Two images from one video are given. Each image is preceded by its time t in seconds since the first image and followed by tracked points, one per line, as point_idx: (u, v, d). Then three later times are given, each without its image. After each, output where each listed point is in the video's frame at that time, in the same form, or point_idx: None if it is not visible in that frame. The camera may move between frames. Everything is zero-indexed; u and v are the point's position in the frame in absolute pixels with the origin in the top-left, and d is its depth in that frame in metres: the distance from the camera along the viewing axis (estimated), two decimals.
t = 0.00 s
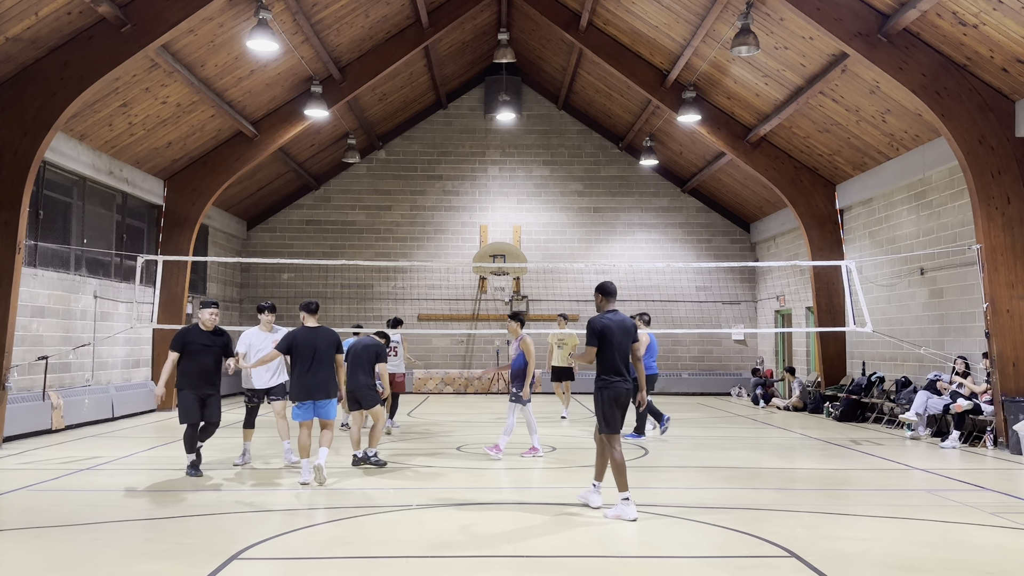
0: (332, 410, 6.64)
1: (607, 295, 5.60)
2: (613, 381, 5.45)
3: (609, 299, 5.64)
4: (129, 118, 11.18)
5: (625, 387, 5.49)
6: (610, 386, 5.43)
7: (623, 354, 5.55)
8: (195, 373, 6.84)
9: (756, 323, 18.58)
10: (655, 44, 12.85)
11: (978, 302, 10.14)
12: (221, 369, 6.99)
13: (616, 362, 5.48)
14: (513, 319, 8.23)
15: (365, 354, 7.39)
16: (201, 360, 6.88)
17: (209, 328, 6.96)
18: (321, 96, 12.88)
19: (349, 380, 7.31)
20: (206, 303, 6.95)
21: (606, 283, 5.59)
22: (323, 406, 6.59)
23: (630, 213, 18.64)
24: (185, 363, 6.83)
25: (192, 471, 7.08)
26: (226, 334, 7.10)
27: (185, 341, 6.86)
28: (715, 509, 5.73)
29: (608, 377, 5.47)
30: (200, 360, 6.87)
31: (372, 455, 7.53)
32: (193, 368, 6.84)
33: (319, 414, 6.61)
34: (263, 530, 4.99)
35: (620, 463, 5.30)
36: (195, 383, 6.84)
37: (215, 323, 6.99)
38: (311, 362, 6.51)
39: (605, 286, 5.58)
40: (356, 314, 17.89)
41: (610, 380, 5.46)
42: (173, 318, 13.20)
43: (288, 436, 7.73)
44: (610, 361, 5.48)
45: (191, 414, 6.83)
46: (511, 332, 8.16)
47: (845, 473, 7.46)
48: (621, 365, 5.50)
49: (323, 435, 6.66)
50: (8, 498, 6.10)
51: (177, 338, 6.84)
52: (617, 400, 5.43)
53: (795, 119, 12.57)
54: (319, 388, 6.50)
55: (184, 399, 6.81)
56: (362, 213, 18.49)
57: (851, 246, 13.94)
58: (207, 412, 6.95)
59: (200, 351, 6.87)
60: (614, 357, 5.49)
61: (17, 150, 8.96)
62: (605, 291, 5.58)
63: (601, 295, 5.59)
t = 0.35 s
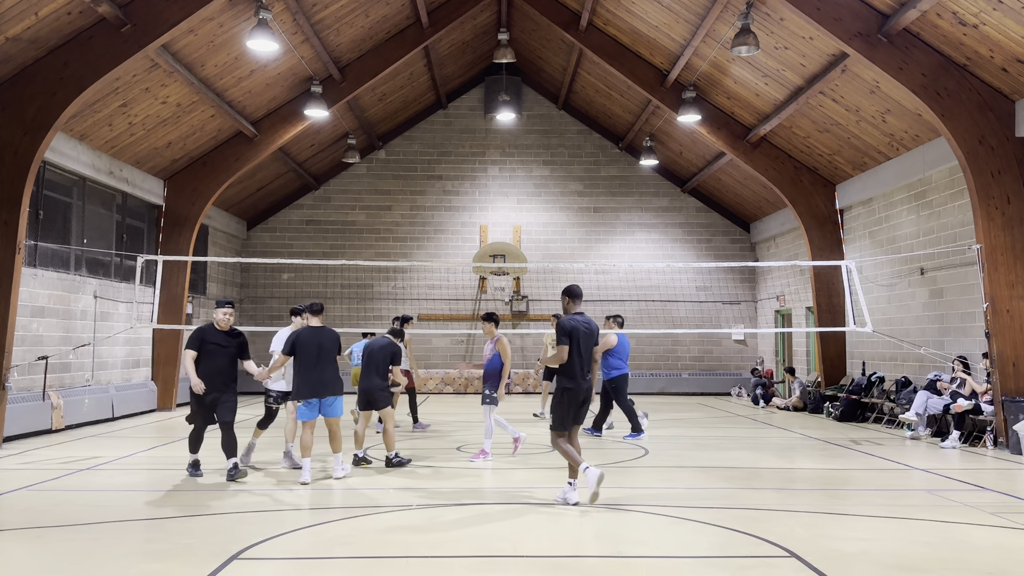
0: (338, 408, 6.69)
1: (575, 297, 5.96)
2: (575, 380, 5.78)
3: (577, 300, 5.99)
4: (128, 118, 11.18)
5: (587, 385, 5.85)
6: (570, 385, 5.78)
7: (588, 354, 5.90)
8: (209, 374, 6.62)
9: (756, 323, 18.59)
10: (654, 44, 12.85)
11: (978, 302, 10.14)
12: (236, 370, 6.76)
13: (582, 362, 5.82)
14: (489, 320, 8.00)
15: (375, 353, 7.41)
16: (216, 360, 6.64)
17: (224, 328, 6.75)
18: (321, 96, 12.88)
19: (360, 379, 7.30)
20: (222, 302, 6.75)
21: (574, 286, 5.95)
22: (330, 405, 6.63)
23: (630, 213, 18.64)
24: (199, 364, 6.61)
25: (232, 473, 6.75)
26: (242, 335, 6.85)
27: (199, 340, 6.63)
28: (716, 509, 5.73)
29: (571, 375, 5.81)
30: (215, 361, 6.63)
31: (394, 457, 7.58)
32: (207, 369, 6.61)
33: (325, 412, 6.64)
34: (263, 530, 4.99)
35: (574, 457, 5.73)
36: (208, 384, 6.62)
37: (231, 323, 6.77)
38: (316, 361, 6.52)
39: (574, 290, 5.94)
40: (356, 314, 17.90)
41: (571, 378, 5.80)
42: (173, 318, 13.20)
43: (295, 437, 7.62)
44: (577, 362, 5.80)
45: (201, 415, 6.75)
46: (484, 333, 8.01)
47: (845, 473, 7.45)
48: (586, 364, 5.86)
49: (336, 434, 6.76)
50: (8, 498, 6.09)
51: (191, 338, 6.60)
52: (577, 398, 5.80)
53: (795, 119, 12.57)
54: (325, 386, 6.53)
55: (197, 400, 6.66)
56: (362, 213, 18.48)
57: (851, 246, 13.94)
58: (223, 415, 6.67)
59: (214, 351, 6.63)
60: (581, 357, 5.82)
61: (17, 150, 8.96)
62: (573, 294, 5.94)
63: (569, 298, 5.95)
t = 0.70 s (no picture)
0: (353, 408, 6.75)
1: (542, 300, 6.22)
2: (537, 377, 6.01)
3: (541, 303, 6.25)
4: (128, 118, 11.18)
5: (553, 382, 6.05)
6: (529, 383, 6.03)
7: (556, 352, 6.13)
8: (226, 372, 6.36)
9: (756, 323, 18.60)
10: (654, 44, 12.85)
11: (978, 302, 10.15)
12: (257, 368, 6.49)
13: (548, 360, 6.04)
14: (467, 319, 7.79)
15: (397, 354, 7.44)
16: (236, 358, 6.39)
17: (244, 325, 6.47)
18: (321, 96, 12.88)
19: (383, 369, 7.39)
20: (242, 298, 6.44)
21: (540, 290, 6.21)
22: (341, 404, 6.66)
23: (630, 213, 18.64)
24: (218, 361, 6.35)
25: (217, 478, 6.67)
26: (262, 331, 6.58)
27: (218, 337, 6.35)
28: (715, 509, 5.73)
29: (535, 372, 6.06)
30: (234, 357, 6.38)
31: (395, 458, 7.59)
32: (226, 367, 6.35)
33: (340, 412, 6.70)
34: (263, 530, 4.99)
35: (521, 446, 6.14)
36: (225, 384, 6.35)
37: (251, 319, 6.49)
38: (332, 360, 6.63)
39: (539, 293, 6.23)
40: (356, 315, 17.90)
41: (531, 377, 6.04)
42: (173, 318, 13.20)
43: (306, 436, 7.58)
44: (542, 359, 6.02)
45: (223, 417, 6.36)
46: (465, 333, 7.84)
47: (845, 472, 7.45)
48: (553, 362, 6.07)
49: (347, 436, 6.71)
50: (8, 498, 6.09)
51: (210, 334, 6.35)
52: (540, 395, 6.01)
53: (795, 119, 12.58)
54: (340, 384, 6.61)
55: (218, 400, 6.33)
56: (362, 213, 18.49)
57: (851, 246, 13.94)
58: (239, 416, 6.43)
59: (234, 348, 6.38)
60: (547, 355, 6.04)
61: (17, 150, 8.96)
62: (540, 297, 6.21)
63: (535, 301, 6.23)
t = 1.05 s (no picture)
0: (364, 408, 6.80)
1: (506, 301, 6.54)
2: (507, 372, 6.33)
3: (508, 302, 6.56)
4: (128, 118, 11.18)
5: (520, 378, 6.39)
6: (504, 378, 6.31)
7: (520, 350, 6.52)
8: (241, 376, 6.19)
9: (756, 323, 18.60)
10: (654, 44, 12.85)
11: (978, 302, 10.15)
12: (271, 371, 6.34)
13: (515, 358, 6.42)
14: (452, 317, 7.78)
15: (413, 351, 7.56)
16: (250, 360, 6.22)
17: (257, 327, 6.33)
18: (321, 96, 12.87)
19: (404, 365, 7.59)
20: (253, 300, 6.32)
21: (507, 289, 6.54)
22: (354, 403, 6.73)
23: (630, 213, 18.64)
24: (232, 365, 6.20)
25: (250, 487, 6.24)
26: (274, 333, 6.46)
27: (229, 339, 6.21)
28: (715, 509, 5.73)
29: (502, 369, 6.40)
30: (248, 361, 6.21)
31: (396, 457, 7.61)
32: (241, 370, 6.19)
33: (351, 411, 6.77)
34: (263, 530, 4.99)
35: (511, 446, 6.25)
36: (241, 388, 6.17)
37: (263, 321, 6.36)
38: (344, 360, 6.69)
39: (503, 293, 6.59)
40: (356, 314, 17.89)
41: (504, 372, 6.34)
42: (173, 318, 13.20)
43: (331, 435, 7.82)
44: (509, 357, 6.40)
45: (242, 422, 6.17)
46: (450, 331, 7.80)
47: (845, 473, 7.45)
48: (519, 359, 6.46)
49: (351, 434, 6.80)
50: (8, 498, 6.09)
51: (221, 337, 6.21)
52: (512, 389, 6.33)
53: (795, 119, 12.58)
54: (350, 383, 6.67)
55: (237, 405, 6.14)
56: (362, 213, 18.48)
57: (851, 246, 13.94)
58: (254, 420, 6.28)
59: (248, 350, 6.23)
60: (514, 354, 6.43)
61: (17, 150, 8.96)
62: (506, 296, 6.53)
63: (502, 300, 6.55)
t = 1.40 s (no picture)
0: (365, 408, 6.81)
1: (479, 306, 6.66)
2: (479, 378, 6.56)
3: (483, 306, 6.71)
4: (128, 118, 11.18)
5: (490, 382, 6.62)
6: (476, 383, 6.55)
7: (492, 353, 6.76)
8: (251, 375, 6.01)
9: (756, 323, 18.61)
10: (654, 44, 12.85)
11: (978, 302, 10.15)
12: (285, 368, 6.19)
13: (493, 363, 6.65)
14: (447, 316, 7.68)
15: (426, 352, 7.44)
16: (266, 358, 6.05)
17: (271, 322, 6.15)
18: (321, 96, 12.87)
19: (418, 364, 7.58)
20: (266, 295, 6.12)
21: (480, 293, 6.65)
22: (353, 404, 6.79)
23: (630, 213, 18.64)
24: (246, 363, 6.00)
25: (249, 488, 6.23)
26: (288, 330, 6.25)
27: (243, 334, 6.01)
28: (716, 509, 5.73)
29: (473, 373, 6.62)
30: (261, 358, 6.04)
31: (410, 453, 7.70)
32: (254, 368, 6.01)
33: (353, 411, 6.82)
34: (264, 530, 4.99)
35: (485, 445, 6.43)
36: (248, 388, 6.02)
37: (275, 316, 6.17)
38: (345, 359, 6.75)
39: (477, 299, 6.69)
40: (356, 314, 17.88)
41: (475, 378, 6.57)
42: (173, 317, 13.21)
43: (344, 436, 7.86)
44: (484, 360, 6.57)
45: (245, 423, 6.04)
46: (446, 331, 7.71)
47: (845, 473, 7.45)
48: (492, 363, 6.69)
49: (351, 434, 6.79)
50: (8, 498, 6.09)
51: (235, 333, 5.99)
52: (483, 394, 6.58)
53: (795, 119, 12.57)
54: (349, 384, 6.70)
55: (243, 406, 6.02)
56: (362, 213, 18.49)
57: (851, 246, 13.94)
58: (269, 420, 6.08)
59: (263, 348, 6.05)
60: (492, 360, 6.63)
61: (17, 151, 8.96)
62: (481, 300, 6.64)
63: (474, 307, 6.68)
